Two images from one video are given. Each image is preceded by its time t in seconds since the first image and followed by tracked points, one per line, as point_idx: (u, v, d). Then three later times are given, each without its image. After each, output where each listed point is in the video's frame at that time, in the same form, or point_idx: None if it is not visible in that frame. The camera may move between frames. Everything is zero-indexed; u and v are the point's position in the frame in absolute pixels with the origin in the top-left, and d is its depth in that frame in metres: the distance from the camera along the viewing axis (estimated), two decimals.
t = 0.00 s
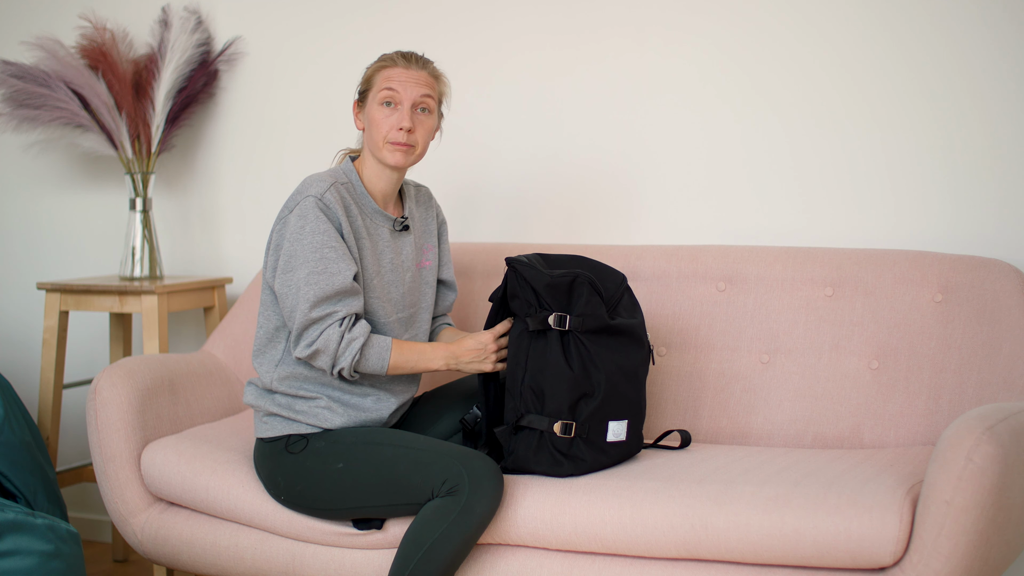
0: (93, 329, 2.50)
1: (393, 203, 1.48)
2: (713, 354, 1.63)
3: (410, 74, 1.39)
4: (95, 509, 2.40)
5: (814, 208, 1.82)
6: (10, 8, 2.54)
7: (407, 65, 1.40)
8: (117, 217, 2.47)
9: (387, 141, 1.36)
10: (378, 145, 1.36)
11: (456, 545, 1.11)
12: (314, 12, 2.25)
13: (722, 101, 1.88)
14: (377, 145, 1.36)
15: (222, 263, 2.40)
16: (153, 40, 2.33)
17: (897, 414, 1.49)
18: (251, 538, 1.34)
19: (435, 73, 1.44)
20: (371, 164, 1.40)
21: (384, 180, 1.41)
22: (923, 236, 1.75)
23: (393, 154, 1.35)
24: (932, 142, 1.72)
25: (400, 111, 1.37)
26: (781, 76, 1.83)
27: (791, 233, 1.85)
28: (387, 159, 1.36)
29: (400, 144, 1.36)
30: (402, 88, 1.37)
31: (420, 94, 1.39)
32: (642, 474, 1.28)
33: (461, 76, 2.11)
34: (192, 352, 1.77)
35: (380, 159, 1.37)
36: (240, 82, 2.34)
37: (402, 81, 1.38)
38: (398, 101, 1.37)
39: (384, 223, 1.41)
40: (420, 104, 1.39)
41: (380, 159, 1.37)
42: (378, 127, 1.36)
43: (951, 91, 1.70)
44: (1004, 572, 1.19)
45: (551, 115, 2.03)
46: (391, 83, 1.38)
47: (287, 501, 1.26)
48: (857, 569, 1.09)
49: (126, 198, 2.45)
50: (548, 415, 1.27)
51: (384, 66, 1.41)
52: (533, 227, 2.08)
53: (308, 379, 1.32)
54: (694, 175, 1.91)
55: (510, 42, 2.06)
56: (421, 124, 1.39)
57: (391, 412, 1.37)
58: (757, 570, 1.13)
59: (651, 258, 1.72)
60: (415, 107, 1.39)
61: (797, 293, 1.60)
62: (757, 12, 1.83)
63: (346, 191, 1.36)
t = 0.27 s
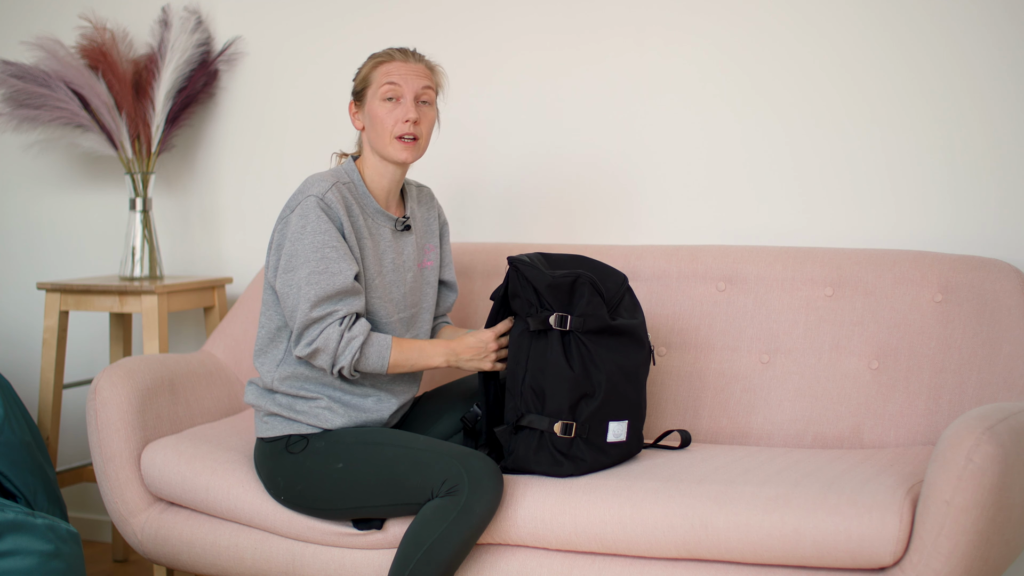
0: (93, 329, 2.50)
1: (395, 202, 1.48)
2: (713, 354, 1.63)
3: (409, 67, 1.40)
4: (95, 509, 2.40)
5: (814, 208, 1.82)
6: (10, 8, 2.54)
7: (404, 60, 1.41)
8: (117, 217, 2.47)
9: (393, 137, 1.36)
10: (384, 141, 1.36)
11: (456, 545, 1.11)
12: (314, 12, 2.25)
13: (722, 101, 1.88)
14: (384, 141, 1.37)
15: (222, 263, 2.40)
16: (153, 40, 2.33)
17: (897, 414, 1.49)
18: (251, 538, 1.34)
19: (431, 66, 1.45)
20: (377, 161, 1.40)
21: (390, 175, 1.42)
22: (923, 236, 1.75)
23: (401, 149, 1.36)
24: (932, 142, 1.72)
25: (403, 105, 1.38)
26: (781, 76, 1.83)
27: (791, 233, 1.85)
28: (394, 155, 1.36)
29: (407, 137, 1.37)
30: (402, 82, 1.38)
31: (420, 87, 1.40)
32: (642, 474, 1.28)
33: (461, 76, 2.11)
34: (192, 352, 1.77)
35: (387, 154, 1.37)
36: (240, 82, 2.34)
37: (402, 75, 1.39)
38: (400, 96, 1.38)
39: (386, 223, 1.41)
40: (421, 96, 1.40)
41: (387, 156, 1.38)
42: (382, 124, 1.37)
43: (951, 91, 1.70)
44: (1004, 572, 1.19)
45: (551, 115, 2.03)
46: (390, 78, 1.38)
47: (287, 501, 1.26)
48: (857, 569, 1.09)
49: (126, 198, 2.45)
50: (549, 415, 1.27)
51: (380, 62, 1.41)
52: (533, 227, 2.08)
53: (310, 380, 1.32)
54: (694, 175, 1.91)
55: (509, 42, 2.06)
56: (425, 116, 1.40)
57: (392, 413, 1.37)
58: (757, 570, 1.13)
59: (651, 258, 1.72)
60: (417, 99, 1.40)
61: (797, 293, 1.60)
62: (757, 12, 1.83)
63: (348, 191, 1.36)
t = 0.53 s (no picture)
0: (93, 329, 2.50)
1: (397, 201, 1.48)
2: (714, 354, 1.63)
3: (426, 71, 1.39)
4: (95, 509, 2.40)
5: (814, 208, 1.82)
6: (10, 8, 2.54)
7: (420, 63, 1.39)
8: (117, 217, 2.48)
9: (414, 144, 1.38)
10: (405, 148, 1.38)
11: (456, 545, 1.11)
12: (314, 12, 2.25)
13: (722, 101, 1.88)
14: (405, 148, 1.38)
15: (223, 263, 2.40)
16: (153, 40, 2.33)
17: (897, 414, 1.49)
18: (251, 538, 1.34)
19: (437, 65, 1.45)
20: (390, 164, 1.41)
21: (402, 177, 1.44)
22: (923, 236, 1.75)
23: (422, 156, 1.39)
24: (932, 142, 1.72)
25: (421, 110, 1.38)
26: (781, 76, 1.83)
27: (792, 233, 1.85)
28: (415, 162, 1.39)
29: (426, 143, 1.40)
30: (422, 86, 1.37)
31: (436, 92, 1.41)
32: (643, 474, 1.28)
33: (461, 77, 2.11)
34: (192, 352, 1.77)
35: (407, 160, 1.39)
36: (240, 82, 2.34)
37: (422, 80, 1.38)
38: (421, 102, 1.38)
39: (387, 222, 1.41)
40: (437, 101, 1.41)
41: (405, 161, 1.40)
42: (403, 131, 1.37)
43: (951, 91, 1.70)
44: (1004, 572, 1.19)
45: (551, 115, 2.03)
46: (411, 83, 1.37)
47: (288, 501, 1.26)
48: (858, 569, 1.09)
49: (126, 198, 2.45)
50: (549, 415, 1.27)
51: (393, 62, 1.38)
52: (534, 227, 2.08)
53: (311, 379, 1.32)
54: (694, 175, 1.91)
55: (510, 42, 2.06)
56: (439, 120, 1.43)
57: (393, 413, 1.36)
58: (757, 571, 1.13)
59: (651, 258, 1.72)
60: (433, 104, 1.41)
61: (798, 293, 1.60)
62: (757, 12, 1.83)
63: (347, 191, 1.36)
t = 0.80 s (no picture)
0: (93, 329, 2.50)
1: (391, 199, 1.48)
2: (714, 354, 1.63)
3: (435, 77, 1.40)
4: (95, 509, 2.40)
5: (814, 209, 1.82)
6: (10, 8, 2.54)
7: (430, 68, 1.39)
8: (117, 217, 2.48)
9: (421, 148, 1.41)
10: (413, 152, 1.40)
11: (456, 545, 1.11)
12: (314, 12, 2.25)
13: (722, 102, 1.88)
14: (412, 152, 1.40)
15: (223, 263, 2.40)
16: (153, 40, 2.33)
17: (897, 414, 1.49)
18: (251, 538, 1.34)
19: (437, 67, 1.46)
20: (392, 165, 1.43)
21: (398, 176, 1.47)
22: (923, 236, 1.75)
23: (425, 159, 1.43)
24: (932, 143, 1.72)
25: (430, 116, 1.40)
26: (781, 76, 1.83)
27: (792, 233, 1.85)
28: (419, 165, 1.43)
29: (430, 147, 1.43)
30: (431, 93, 1.39)
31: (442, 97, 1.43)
32: (643, 474, 1.28)
33: (461, 77, 2.11)
34: (192, 352, 1.77)
35: (412, 164, 1.42)
36: (239, 82, 2.34)
37: (434, 87, 1.39)
38: (430, 108, 1.40)
39: (382, 220, 1.41)
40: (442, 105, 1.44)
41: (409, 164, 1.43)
42: (413, 136, 1.39)
43: (951, 91, 1.70)
44: (1004, 572, 1.19)
45: (551, 115, 2.03)
46: (425, 91, 1.37)
47: (288, 501, 1.26)
48: (858, 569, 1.09)
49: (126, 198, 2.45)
50: (548, 414, 1.27)
51: (403, 66, 1.37)
52: (533, 227, 2.08)
53: (309, 379, 1.32)
54: (694, 175, 1.91)
55: (510, 42, 2.06)
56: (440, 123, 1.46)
57: (392, 412, 1.36)
58: (758, 571, 1.13)
59: (651, 258, 1.72)
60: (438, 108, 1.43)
61: (798, 293, 1.60)
62: (757, 12, 1.83)
63: (342, 190, 1.36)
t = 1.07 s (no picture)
0: (93, 329, 2.50)
1: (383, 199, 1.48)
2: (713, 354, 1.63)
3: (441, 83, 1.41)
4: (95, 509, 2.40)
5: (814, 209, 1.82)
6: (10, 8, 2.54)
7: (437, 74, 1.40)
8: (117, 217, 2.47)
9: (419, 151, 1.40)
10: (411, 154, 1.39)
11: (456, 545, 1.11)
12: (314, 12, 2.25)
13: (722, 102, 1.88)
14: (410, 154, 1.39)
15: (223, 263, 2.40)
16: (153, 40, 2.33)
17: (897, 414, 1.49)
18: (251, 538, 1.34)
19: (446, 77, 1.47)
20: (387, 165, 1.42)
21: (392, 177, 1.46)
22: (923, 236, 1.75)
23: (423, 164, 1.42)
24: (932, 143, 1.72)
25: (432, 120, 1.40)
26: (781, 76, 1.83)
27: (792, 233, 1.85)
28: (416, 168, 1.41)
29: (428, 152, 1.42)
30: (436, 97, 1.39)
31: (446, 104, 1.43)
32: (642, 474, 1.28)
33: (461, 77, 2.11)
34: (192, 352, 1.77)
35: (409, 166, 1.41)
36: (239, 82, 2.34)
37: (439, 92, 1.40)
38: (433, 112, 1.40)
39: (372, 219, 1.41)
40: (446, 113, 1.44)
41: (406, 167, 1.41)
42: (413, 137, 1.38)
43: (951, 91, 1.70)
44: (1004, 572, 1.19)
45: (551, 115, 2.03)
46: (429, 94, 1.38)
47: (287, 501, 1.26)
48: (858, 569, 1.09)
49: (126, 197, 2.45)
50: (547, 414, 1.27)
51: (410, 67, 1.37)
52: (533, 227, 2.08)
53: (306, 379, 1.32)
54: (694, 175, 1.91)
55: (510, 42, 2.06)
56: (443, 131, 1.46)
57: (391, 410, 1.36)
58: (758, 571, 1.13)
59: (652, 258, 1.72)
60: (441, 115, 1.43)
61: (798, 293, 1.60)
62: (757, 12, 1.83)
63: (331, 190, 1.36)
